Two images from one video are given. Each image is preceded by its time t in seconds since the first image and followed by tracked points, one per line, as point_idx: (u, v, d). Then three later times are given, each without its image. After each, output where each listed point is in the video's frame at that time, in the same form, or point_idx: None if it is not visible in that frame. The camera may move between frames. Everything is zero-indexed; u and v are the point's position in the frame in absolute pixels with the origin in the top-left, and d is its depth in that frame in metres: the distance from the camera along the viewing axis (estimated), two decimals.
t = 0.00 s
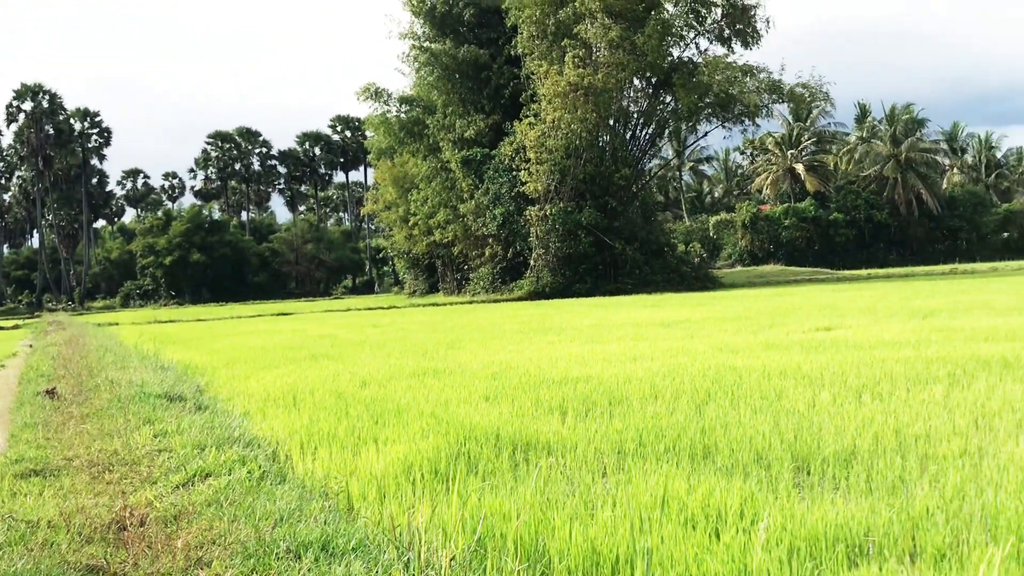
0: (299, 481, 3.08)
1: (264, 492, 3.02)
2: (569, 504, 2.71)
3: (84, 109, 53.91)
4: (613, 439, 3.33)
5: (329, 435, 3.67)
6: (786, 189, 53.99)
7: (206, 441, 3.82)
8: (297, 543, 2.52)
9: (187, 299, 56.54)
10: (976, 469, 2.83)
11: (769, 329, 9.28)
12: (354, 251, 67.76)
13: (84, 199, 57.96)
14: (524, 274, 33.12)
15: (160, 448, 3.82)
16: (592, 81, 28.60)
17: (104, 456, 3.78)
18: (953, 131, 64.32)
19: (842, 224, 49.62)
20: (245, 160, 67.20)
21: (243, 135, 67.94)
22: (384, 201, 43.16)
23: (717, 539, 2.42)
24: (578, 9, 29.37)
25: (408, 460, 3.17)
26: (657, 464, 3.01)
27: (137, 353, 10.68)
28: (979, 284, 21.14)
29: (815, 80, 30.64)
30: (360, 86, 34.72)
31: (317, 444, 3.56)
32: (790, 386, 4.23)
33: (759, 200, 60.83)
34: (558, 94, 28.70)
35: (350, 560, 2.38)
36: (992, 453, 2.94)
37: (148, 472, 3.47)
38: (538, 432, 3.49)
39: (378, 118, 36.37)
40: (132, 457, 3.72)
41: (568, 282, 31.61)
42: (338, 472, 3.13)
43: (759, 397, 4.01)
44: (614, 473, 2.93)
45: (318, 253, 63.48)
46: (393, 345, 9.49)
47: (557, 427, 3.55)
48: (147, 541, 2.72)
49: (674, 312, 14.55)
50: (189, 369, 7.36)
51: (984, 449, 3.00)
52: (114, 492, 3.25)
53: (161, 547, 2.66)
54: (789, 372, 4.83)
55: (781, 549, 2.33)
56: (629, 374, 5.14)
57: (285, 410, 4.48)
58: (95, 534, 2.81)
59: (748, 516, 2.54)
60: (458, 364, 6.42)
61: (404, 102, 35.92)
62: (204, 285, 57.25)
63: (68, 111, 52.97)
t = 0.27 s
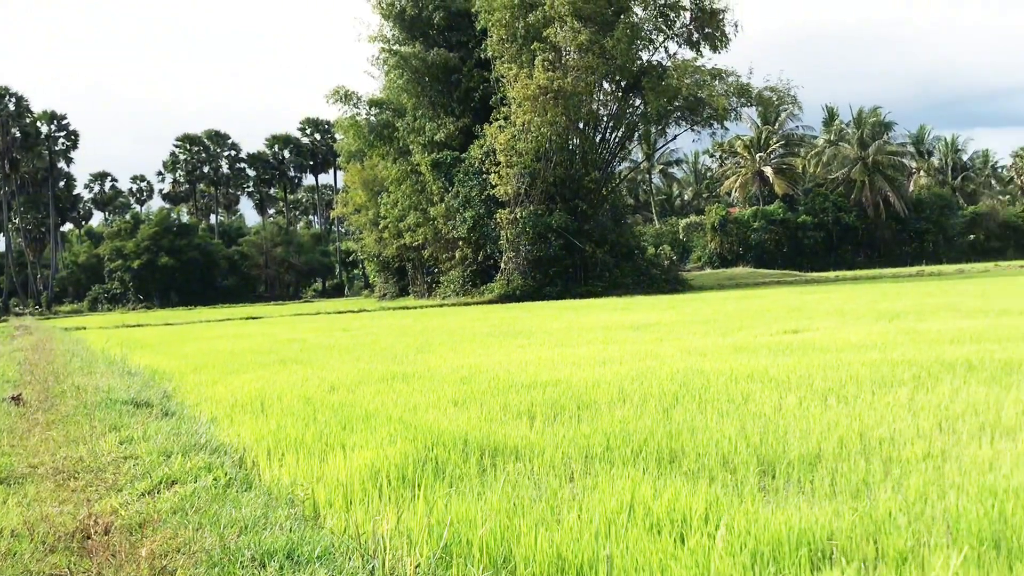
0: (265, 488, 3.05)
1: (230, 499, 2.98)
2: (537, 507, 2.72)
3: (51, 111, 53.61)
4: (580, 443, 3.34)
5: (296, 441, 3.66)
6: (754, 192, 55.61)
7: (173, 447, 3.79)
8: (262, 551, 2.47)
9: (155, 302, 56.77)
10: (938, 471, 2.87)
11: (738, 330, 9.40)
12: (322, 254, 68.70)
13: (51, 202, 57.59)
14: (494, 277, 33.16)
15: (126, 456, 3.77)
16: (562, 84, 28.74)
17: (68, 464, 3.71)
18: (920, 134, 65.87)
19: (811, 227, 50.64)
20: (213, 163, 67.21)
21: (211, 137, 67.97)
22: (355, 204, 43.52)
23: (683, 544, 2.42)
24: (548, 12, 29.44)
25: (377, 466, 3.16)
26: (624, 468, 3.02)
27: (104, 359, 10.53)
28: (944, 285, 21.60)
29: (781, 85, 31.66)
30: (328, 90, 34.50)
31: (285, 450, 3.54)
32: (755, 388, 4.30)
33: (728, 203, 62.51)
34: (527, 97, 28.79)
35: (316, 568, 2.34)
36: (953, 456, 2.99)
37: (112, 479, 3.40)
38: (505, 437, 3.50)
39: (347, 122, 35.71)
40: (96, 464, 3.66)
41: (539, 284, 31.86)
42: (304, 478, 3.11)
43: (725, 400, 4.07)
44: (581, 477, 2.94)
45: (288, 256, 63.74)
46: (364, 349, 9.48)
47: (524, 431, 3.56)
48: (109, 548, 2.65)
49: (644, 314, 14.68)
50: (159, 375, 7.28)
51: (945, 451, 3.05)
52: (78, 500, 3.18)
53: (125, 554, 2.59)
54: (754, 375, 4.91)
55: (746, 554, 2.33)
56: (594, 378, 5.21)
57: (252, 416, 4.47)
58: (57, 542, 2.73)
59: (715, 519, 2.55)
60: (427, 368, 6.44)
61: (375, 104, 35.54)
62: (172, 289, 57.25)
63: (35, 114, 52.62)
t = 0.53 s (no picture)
0: (230, 495, 3.04)
1: (194, 506, 2.96)
2: (500, 511, 2.73)
3: (17, 114, 52.91)
4: (545, 447, 3.36)
5: (262, 447, 3.67)
6: (722, 196, 55.98)
7: (138, 453, 3.77)
8: (224, 559, 2.45)
9: (123, 307, 55.70)
10: (901, 475, 2.90)
11: (705, 334, 9.56)
12: (291, 257, 69.11)
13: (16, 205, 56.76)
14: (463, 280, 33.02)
15: (90, 463, 3.75)
16: (530, 89, 28.85)
17: (30, 471, 3.68)
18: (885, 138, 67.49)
19: (778, 230, 51.44)
20: (180, 166, 67.18)
21: (178, 140, 68.08)
22: (324, 207, 43.57)
23: (646, 550, 2.43)
24: (516, 16, 29.39)
25: (342, 472, 3.15)
26: (589, 473, 3.04)
27: (68, 364, 10.39)
28: (907, 288, 21.99)
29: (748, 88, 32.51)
30: (295, 93, 34.33)
31: (251, 456, 3.54)
32: (721, 393, 4.37)
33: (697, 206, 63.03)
34: (497, 101, 28.77)
35: None
36: (914, 458, 3.05)
37: (75, 487, 3.37)
38: (471, 442, 3.52)
39: (314, 125, 35.80)
40: (59, 471, 3.63)
41: (508, 287, 31.73)
42: (268, 485, 3.10)
43: (692, 405, 4.11)
44: (545, 481, 2.97)
45: (255, 260, 65.54)
46: (333, 353, 9.47)
47: (490, 436, 3.59)
48: (70, 557, 2.61)
49: (612, 318, 14.78)
50: (126, 380, 7.23)
51: (907, 454, 3.10)
52: (42, 508, 3.14)
53: (87, 563, 2.56)
54: (719, 379, 4.99)
55: (707, 558, 2.35)
56: (561, 382, 5.27)
57: (219, 421, 4.48)
58: (18, 551, 2.69)
59: (676, 522, 2.58)
60: (396, 373, 6.48)
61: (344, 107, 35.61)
62: (139, 293, 56.70)
63: None
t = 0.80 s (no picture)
0: (191, 502, 3.03)
1: (154, 513, 2.94)
2: (460, 518, 2.73)
3: None
4: (507, 452, 3.38)
5: (225, 452, 3.66)
6: (689, 200, 55.48)
7: (97, 460, 3.75)
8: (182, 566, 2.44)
9: (86, 310, 55.67)
10: (859, 479, 2.94)
11: (672, 337, 9.63)
12: (257, 261, 69.05)
13: None
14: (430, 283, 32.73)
15: (49, 470, 3.73)
16: (496, 91, 28.91)
17: None
18: (850, 141, 68.55)
19: (745, 233, 51.91)
20: (145, 168, 66.86)
21: (143, 143, 67.79)
22: (288, 211, 43.48)
23: (605, 555, 2.43)
24: (483, 19, 29.37)
25: (303, 479, 3.15)
26: (551, 478, 3.06)
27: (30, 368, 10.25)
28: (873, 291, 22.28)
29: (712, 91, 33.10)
30: (262, 95, 34.21)
31: (213, 463, 3.52)
32: (684, 397, 4.42)
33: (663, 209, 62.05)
34: (463, 104, 28.94)
35: None
36: (873, 462, 3.09)
37: (33, 494, 3.35)
38: (435, 447, 3.53)
39: (280, 127, 35.88)
40: (16, 479, 3.60)
41: (475, 291, 31.41)
42: (228, 492, 3.09)
43: (656, 409, 4.14)
44: (507, 487, 2.98)
45: (222, 263, 64.55)
46: (300, 357, 9.43)
47: (453, 441, 3.60)
48: (27, 566, 2.58)
49: (581, 321, 14.83)
50: (89, 385, 7.16)
51: (867, 458, 3.14)
52: None
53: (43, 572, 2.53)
54: (683, 382, 5.04)
55: (665, 562, 2.37)
56: (527, 386, 5.30)
57: (182, 426, 4.46)
58: None
59: (636, 528, 2.59)
60: (361, 377, 6.49)
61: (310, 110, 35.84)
62: (103, 296, 56.07)
63: None
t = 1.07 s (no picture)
0: (148, 508, 3.02)
1: (107, 520, 2.92)
2: (417, 523, 2.74)
3: None
4: (466, 457, 3.40)
5: (183, 457, 3.65)
6: (651, 203, 56.99)
7: (52, 465, 3.73)
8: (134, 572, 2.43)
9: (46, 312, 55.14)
10: (813, 481, 2.98)
11: (634, 339, 9.71)
12: (219, 263, 69.34)
13: None
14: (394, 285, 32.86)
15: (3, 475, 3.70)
16: (460, 93, 28.75)
17: None
18: (811, 145, 69.18)
19: (706, 236, 52.55)
20: (106, 170, 66.49)
21: (104, 144, 67.30)
22: (251, 213, 43.45)
23: (560, 559, 2.44)
24: (446, 21, 29.23)
25: (259, 484, 3.15)
26: (510, 483, 3.08)
27: None
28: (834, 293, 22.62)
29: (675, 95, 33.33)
30: (225, 96, 34.01)
31: (169, 467, 3.52)
32: (645, 400, 4.47)
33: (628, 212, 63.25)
34: (427, 106, 28.75)
35: None
36: (828, 464, 3.13)
37: None
38: (394, 452, 3.54)
39: (242, 128, 35.82)
40: None
41: (439, 293, 31.61)
42: (185, 497, 3.08)
43: (614, 413, 4.17)
44: (464, 492, 3.00)
45: (183, 264, 65.02)
46: (261, 360, 9.38)
47: (413, 446, 3.61)
48: None
49: (544, 323, 14.88)
50: (46, 389, 7.07)
51: (823, 461, 3.18)
52: None
53: None
54: (643, 386, 5.10)
55: (618, 567, 2.37)
56: (488, 389, 5.33)
57: (140, 430, 4.45)
58: None
59: (592, 531, 2.61)
60: (322, 380, 6.49)
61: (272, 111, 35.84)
62: (63, 297, 55.55)
63: None
